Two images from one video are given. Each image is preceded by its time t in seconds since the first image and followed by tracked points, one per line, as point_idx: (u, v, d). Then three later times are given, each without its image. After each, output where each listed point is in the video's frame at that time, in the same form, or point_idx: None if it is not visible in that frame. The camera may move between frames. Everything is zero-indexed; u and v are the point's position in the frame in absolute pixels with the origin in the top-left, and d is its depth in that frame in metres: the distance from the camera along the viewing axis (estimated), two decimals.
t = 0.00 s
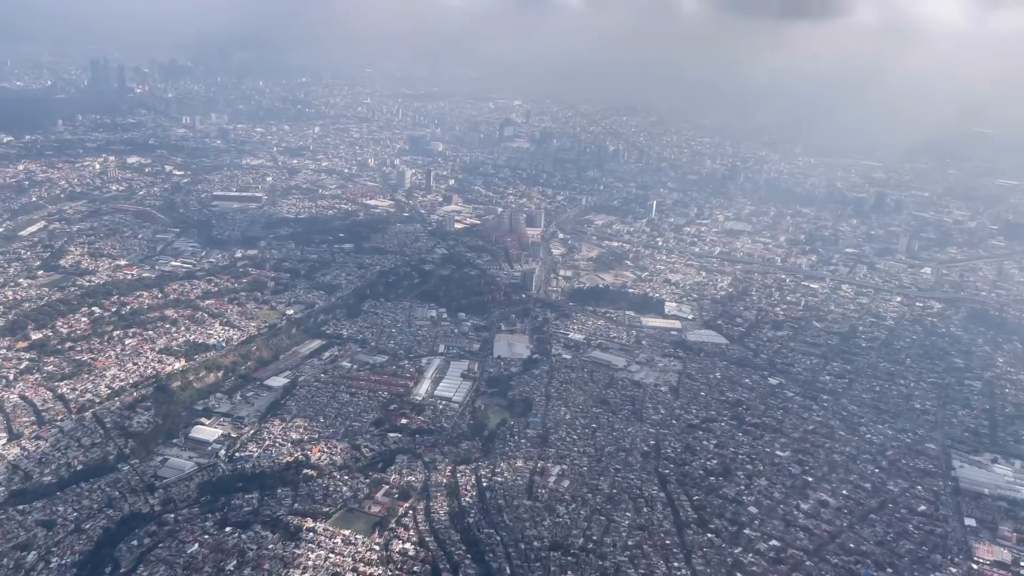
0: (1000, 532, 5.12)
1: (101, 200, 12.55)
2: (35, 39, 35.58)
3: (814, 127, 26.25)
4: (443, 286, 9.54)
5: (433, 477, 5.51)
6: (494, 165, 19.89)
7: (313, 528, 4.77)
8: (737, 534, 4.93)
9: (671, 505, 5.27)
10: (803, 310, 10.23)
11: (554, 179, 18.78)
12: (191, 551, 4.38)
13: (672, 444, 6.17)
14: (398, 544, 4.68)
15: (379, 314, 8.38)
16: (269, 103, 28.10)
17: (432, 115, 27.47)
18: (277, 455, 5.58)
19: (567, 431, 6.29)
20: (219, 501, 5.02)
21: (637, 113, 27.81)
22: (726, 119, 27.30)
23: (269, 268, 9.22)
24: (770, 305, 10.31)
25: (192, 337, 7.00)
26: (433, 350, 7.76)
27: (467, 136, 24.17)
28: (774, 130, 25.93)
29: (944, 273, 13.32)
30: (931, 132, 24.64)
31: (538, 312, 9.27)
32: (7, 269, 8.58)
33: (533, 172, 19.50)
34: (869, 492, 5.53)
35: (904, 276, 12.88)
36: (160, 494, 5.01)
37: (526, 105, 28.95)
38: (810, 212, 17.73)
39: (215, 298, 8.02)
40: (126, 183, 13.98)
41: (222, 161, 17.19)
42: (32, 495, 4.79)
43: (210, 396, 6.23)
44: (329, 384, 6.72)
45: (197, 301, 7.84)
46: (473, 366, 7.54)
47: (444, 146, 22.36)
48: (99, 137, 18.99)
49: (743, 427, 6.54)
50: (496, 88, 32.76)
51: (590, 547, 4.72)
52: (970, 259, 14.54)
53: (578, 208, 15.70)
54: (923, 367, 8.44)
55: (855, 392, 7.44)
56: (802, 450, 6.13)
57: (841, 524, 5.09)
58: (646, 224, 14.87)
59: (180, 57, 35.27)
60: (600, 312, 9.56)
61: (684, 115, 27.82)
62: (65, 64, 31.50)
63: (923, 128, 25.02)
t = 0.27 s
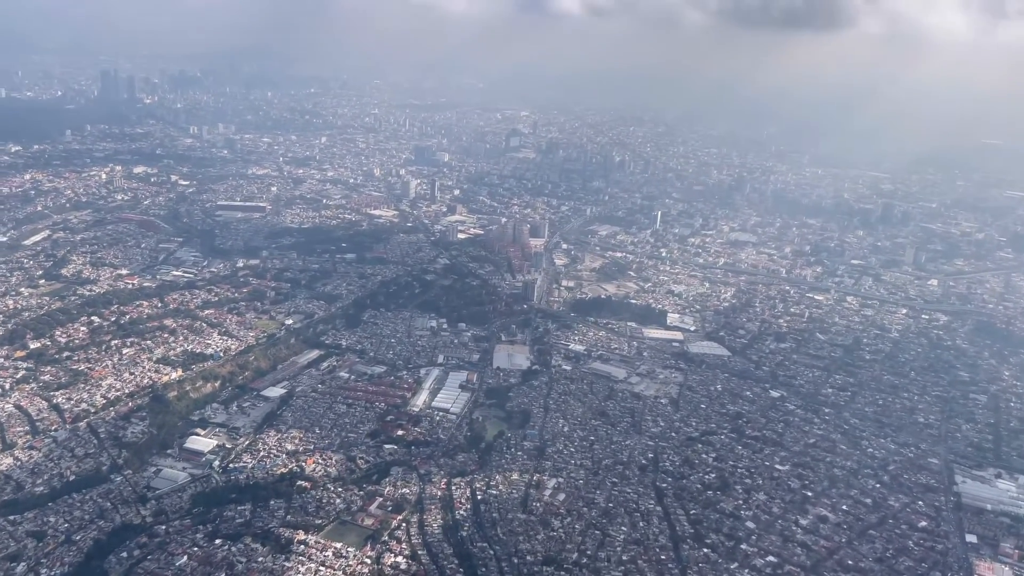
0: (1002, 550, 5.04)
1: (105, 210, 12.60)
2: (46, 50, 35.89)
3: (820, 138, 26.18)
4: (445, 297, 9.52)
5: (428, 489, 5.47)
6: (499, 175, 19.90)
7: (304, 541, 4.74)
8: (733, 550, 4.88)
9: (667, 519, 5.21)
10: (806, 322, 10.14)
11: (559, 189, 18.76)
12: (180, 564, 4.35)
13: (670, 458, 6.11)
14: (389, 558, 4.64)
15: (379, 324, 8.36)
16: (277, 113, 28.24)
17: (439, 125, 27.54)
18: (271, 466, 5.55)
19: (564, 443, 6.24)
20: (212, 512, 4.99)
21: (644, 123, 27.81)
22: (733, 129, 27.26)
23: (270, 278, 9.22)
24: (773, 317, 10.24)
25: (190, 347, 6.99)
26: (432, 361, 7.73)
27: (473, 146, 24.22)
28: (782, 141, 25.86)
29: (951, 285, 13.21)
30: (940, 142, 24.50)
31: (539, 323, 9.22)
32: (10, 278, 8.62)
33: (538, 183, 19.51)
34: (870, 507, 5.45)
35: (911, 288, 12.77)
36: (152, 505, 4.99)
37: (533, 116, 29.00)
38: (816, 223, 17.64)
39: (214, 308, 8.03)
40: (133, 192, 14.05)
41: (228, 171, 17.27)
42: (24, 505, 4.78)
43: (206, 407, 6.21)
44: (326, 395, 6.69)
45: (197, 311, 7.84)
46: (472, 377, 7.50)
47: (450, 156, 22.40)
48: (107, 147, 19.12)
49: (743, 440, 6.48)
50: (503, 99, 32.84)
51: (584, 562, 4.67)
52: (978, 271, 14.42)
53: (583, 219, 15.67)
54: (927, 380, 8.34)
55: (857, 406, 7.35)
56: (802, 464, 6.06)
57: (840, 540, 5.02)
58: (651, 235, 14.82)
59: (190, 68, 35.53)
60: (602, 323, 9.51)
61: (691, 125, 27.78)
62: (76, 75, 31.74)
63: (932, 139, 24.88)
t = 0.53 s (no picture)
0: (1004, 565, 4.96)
1: (111, 218, 12.67)
2: (58, 60, 36.22)
3: (828, 147, 26.10)
4: (446, 306, 9.50)
5: (424, 500, 5.44)
6: (505, 184, 19.91)
7: (296, 552, 4.72)
8: (730, 564, 4.82)
9: (664, 531, 5.16)
10: (811, 332, 10.07)
11: (565, 198, 18.74)
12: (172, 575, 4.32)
13: (669, 469, 6.05)
14: (382, 570, 4.60)
15: (380, 333, 8.35)
16: (285, 122, 28.36)
17: (446, 134, 27.59)
18: (266, 476, 5.53)
19: (562, 454, 6.20)
20: (205, 522, 4.97)
21: (651, 132, 27.80)
22: (741, 138, 27.22)
23: (271, 286, 9.23)
24: (777, 327, 10.17)
25: (189, 355, 7.00)
26: (431, 370, 7.70)
27: (480, 155, 24.25)
28: (790, 150, 25.80)
29: (959, 295, 13.08)
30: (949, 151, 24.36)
31: (540, 332, 9.19)
32: (13, 286, 8.66)
33: (544, 192, 19.50)
34: (870, 520, 5.39)
35: (918, 298, 12.66)
36: (146, 514, 4.97)
37: (540, 125, 29.03)
38: (823, 232, 17.56)
39: (215, 316, 8.03)
40: (139, 201, 14.12)
41: (235, 180, 17.34)
42: (17, 515, 4.77)
43: (203, 416, 6.20)
44: (324, 404, 6.67)
45: (197, 319, 7.85)
46: (471, 386, 7.47)
47: (456, 165, 22.43)
48: (116, 155, 19.24)
49: (743, 451, 6.42)
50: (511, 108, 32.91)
51: None
52: (986, 280, 14.29)
53: (587, 228, 15.64)
54: (932, 391, 8.25)
55: (860, 418, 7.28)
56: (802, 477, 6.00)
57: (839, 554, 4.96)
58: (656, 244, 14.77)
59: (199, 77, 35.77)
60: (604, 333, 9.46)
61: (699, 134, 27.74)
62: (87, 84, 32.01)
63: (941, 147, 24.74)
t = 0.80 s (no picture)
0: None
1: (118, 227, 12.73)
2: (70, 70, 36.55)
3: (838, 156, 25.97)
4: (449, 315, 9.48)
5: (421, 510, 5.40)
6: (512, 193, 19.91)
7: (290, 563, 4.69)
8: None
9: (662, 544, 5.10)
10: (816, 341, 9.98)
11: (572, 207, 18.72)
12: None
13: (669, 480, 5.99)
14: None
15: (381, 342, 8.33)
16: (294, 131, 28.49)
17: (454, 143, 27.64)
18: (263, 485, 5.50)
19: (562, 465, 6.14)
20: (200, 532, 4.94)
21: (659, 140, 27.77)
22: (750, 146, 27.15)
23: (274, 295, 9.24)
24: (782, 336, 10.09)
25: (189, 364, 7.00)
26: (432, 379, 7.67)
27: (487, 163, 24.27)
28: (799, 158, 25.71)
29: (968, 303, 12.95)
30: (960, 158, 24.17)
31: (543, 341, 9.15)
32: (17, 295, 8.70)
33: (551, 200, 19.49)
34: (873, 532, 5.32)
35: (926, 307, 12.54)
36: (141, 524, 4.95)
37: (548, 133, 29.04)
38: (831, 240, 17.44)
39: (216, 325, 8.04)
40: (146, 209, 14.19)
41: (242, 188, 17.41)
42: (12, 524, 4.76)
43: (201, 425, 6.19)
44: (323, 413, 6.65)
45: (199, 328, 7.86)
46: (471, 396, 7.43)
47: (463, 173, 22.46)
48: (125, 165, 19.36)
49: (745, 462, 6.35)
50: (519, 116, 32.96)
51: None
52: (997, 288, 14.14)
53: (593, 236, 15.60)
54: (938, 402, 8.14)
55: (865, 429, 7.19)
56: (805, 488, 5.93)
57: (840, 567, 4.89)
58: (662, 253, 14.71)
59: (210, 87, 36.01)
60: (607, 341, 9.41)
61: (708, 143, 27.68)
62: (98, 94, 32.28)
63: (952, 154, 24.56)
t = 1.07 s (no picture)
0: None
1: (123, 235, 12.77)
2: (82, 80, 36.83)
3: (847, 162, 25.82)
4: (452, 322, 9.46)
5: (417, 520, 5.36)
6: (518, 200, 19.88)
7: (283, 574, 4.67)
8: None
9: (661, 555, 5.05)
10: (822, 349, 9.88)
11: (578, 214, 18.68)
12: None
13: (669, 490, 5.94)
14: None
15: (382, 350, 8.30)
16: (302, 139, 28.60)
17: (461, 151, 27.66)
18: (259, 495, 5.48)
19: (561, 474, 6.10)
20: (195, 542, 4.93)
21: (667, 147, 27.72)
22: (759, 153, 27.07)
23: (276, 303, 9.24)
24: (788, 344, 10.01)
25: (189, 373, 7.00)
26: (433, 388, 7.64)
27: (494, 170, 24.26)
28: (808, 165, 25.60)
29: (977, 311, 12.81)
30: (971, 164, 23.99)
31: (546, 349, 9.10)
32: (21, 303, 8.73)
33: (557, 207, 19.46)
34: (875, 544, 5.24)
35: (934, 314, 12.41)
36: (135, 534, 4.93)
37: (556, 140, 29.03)
38: (839, 248, 17.32)
39: (217, 333, 8.04)
40: (152, 218, 14.24)
41: (248, 197, 17.46)
42: (6, 534, 4.75)
43: (199, 434, 6.17)
44: (321, 422, 6.62)
45: (199, 337, 7.86)
46: (472, 404, 7.40)
47: (470, 181, 22.46)
48: (133, 173, 19.46)
49: (746, 472, 6.28)
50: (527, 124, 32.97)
51: None
52: (1007, 296, 13.98)
53: (598, 244, 15.55)
54: (945, 411, 8.04)
55: (869, 438, 7.10)
56: (807, 499, 5.86)
57: None
58: (667, 260, 14.65)
59: (219, 96, 36.20)
60: (610, 350, 9.36)
61: (716, 150, 27.59)
62: (109, 104, 32.51)
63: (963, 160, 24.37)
